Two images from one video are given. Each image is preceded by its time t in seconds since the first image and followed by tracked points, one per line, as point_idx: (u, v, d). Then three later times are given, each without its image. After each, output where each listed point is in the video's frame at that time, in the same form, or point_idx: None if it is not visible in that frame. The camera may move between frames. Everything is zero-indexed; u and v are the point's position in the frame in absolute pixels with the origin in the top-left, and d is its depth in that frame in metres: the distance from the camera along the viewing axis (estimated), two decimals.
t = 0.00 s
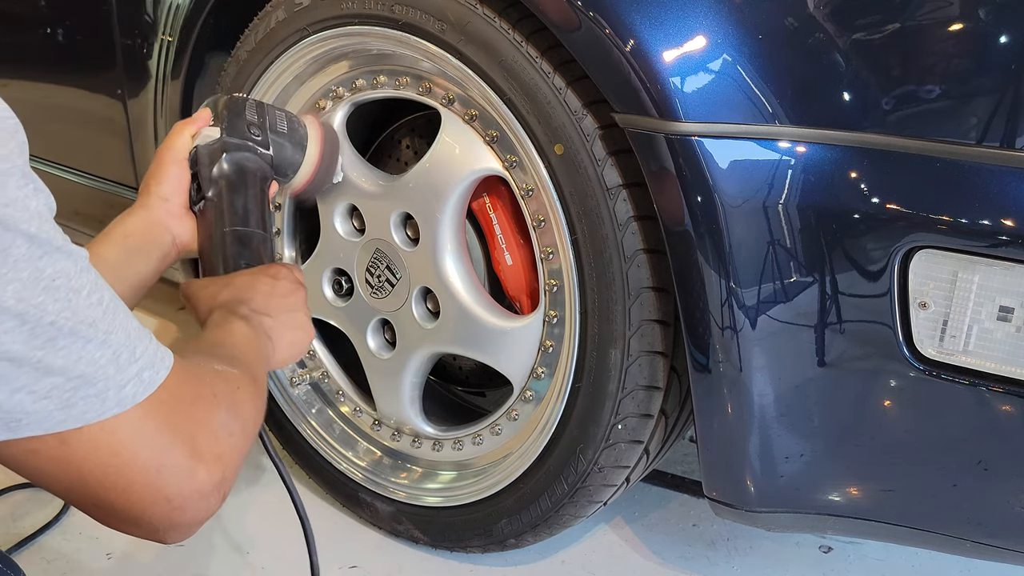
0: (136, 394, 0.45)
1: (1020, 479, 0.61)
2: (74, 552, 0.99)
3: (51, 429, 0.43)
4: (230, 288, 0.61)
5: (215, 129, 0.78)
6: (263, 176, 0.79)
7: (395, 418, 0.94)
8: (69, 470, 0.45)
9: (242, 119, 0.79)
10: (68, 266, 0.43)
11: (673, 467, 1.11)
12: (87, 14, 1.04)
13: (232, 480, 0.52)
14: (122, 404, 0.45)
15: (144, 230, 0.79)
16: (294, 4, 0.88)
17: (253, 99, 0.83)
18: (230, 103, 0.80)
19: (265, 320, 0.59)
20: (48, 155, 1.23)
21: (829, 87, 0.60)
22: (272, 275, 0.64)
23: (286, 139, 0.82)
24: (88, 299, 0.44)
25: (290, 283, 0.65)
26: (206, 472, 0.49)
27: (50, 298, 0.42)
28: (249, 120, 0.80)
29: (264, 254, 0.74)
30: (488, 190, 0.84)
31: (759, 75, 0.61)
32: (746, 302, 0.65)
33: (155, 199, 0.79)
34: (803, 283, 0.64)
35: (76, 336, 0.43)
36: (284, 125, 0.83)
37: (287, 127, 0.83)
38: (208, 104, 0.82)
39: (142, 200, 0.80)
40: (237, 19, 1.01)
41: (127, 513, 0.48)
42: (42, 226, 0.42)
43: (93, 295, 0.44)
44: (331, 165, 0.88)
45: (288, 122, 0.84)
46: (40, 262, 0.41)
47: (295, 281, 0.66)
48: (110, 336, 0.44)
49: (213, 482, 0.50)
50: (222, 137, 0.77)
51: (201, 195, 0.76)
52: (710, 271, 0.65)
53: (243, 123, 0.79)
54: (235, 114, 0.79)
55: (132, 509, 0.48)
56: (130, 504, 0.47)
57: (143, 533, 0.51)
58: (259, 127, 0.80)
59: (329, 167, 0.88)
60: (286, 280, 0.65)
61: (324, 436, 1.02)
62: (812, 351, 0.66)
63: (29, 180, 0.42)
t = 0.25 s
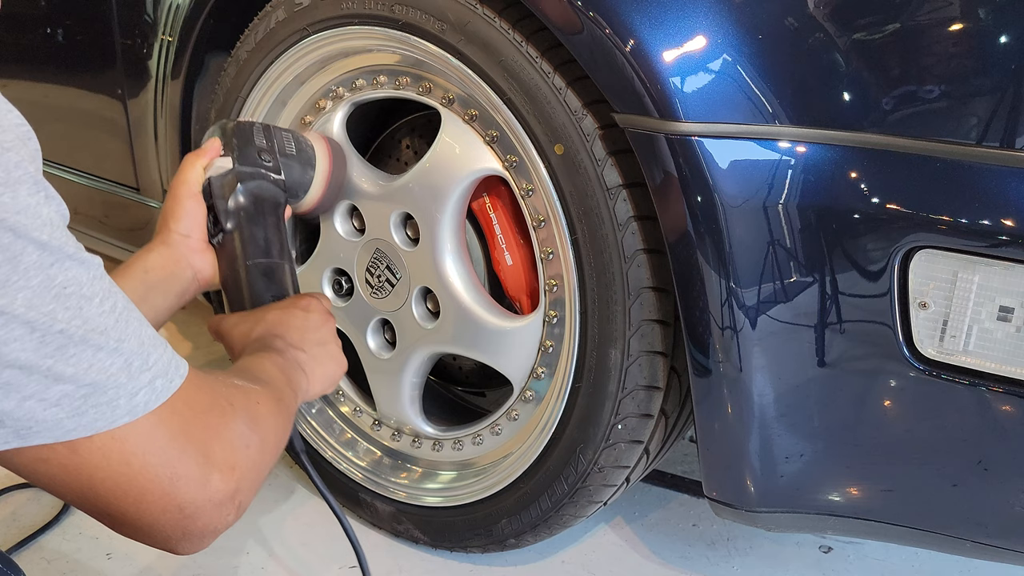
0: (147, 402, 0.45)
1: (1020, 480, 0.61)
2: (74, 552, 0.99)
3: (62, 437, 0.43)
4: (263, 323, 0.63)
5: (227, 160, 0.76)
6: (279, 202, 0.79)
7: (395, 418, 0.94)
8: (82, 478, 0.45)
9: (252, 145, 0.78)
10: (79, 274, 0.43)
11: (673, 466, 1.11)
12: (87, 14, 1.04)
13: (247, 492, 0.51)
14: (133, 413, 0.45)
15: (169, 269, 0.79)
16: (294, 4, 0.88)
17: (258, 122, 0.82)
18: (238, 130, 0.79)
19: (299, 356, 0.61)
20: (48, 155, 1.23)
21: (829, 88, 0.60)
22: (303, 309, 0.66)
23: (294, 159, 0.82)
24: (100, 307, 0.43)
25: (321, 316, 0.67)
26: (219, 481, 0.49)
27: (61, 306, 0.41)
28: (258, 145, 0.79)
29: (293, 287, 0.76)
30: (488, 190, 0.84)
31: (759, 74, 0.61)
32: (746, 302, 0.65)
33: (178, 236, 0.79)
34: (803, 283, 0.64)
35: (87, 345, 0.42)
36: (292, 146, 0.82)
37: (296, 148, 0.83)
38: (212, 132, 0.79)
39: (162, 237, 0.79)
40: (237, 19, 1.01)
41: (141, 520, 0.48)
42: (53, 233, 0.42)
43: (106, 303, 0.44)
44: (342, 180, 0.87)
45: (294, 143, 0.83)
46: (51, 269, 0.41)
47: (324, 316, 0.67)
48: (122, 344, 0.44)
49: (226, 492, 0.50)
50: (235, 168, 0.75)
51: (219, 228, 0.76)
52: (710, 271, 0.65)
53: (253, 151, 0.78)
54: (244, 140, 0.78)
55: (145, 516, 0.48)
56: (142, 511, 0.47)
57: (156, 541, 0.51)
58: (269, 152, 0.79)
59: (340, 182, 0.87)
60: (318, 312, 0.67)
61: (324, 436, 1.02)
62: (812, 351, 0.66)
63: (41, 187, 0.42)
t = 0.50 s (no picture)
0: (168, 390, 0.45)
1: (1020, 480, 0.61)
2: (73, 552, 0.99)
3: (83, 426, 0.43)
4: (304, 361, 0.61)
5: (244, 200, 0.78)
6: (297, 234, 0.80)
7: (395, 418, 0.94)
8: (106, 471, 0.45)
9: (266, 181, 0.80)
10: (94, 267, 0.43)
11: (673, 467, 1.11)
12: (87, 13, 1.04)
13: (272, 485, 0.50)
14: (154, 401, 0.44)
15: (199, 316, 0.77)
16: (295, 4, 0.88)
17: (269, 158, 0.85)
18: (251, 167, 0.82)
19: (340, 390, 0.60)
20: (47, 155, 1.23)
21: (829, 88, 0.60)
22: (340, 343, 0.65)
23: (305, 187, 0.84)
24: (117, 299, 0.44)
25: (358, 351, 0.65)
26: (243, 471, 0.48)
27: (77, 298, 0.42)
28: (272, 180, 0.81)
29: (320, 320, 0.75)
30: (488, 190, 0.84)
31: (758, 74, 0.61)
32: (746, 302, 0.65)
33: (205, 281, 0.78)
34: (803, 283, 0.64)
35: (103, 335, 0.43)
36: (302, 176, 0.85)
37: (308, 179, 0.85)
38: (224, 170, 0.83)
39: (187, 283, 0.78)
40: (237, 19, 1.01)
41: (166, 513, 0.48)
42: (68, 227, 0.42)
43: (122, 295, 0.44)
44: (351, 210, 0.89)
45: (303, 172, 0.86)
46: (66, 262, 0.42)
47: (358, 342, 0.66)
48: (140, 334, 0.44)
49: (250, 482, 0.49)
50: (252, 207, 0.77)
51: (245, 270, 0.76)
52: (710, 271, 0.65)
53: (268, 186, 0.80)
54: (258, 176, 0.81)
55: (166, 506, 0.47)
56: (162, 501, 0.47)
57: (178, 534, 0.50)
58: (283, 186, 0.82)
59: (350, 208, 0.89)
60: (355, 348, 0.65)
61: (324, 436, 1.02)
62: (812, 351, 0.66)
63: (54, 181, 0.42)
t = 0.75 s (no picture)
0: (184, 385, 0.46)
1: (1021, 480, 0.61)
2: (73, 552, 0.99)
3: (103, 421, 0.43)
4: (292, 343, 0.62)
5: (234, 184, 0.77)
6: (286, 219, 0.80)
7: (395, 418, 0.94)
8: (123, 467, 0.46)
9: (255, 166, 0.80)
10: (111, 265, 0.43)
11: (673, 467, 1.11)
12: (87, 14, 1.04)
13: (282, 476, 0.52)
14: (171, 396, 0.45)
15: (189, 297, 0.76)
16: (294, 4, 0.88)
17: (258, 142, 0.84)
18: (240, 151, 0.81)
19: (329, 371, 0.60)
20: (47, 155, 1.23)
21: (829, 88, 0.60)
22: (327, 326, 0.65)
23: (294, 174, 0.83)
24: (132, 296, 0.43)
25: (346, 333, 0.65)
26: (255, 464, 0.50)
27: (96, 297, 0.41)
28: (261, 166, 0.80)
29: (309, 307, 0.75)
30: (488, 190, 0.84)
31: (758, 74, 0.61)
32: (746, 302, 0.65)
33: (193, 263, 0.77)
34: (803, 283, 0.64)
35: (123, 331, 0.43)
36: (292, 162, 0.84)
37: (296, 164, 0.84)
38: (214, 154, 0.82)
39: (175, 264, 0.77)
40: (237, 19, 1.01)
41: (181, 506, 0.49)
42: (85, 225, 0.42)
43: (137, 293, 0.44)
44: (341, 197, 0.88)
45: (292, 158, 0.85)
46: (84, 260, 0.41)
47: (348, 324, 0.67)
48: (155, 330, 0.44)
49: (261, 475, 0.50)
50: (241, 191, 0.77)
51: (233, 252, 0.76)
52: (710, 271, 0.65)
53: (257, 171, 0.79)
54: (248, 161, 0.80)
55: (182, 501, 0.48)
56: (179, 496, 0.48)
57: (194, 526, 0.51)
58: (272, 172, 0.81)
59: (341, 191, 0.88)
60: (342, 330, 0.65)
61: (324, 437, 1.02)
62: (812, 351, 0.66)
63: (71, 181, 0.42)
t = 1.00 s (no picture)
0: (175, 393, 0.46)
1: (1020, 480, 0.61)
2: (73, 552, 0.99)
3: (97, 429, 0.44)
4: (271, 321, 0.64)
5: (230, 153, 0.77)
6: (280, 191, 0.80)
7: (395, 418, 0.94)
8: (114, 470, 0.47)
9: (253, 136, 0.79)
10: (107, 275, 0.43)
11: (673, 467, 1.11)
12: (87, 14, 1.04)
13: (266, 477, 0.53)
14: (162, 404, 0.46)
15: (177, 262, 0.82)
16: (294, 4, 0.88)
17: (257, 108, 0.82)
18: (238, 119, 0.80)
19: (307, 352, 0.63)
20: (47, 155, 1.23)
21: (829, 88, 0.60)
22: (308, 305, 0.67)
23: (293, 146, 0.82)
24: (127, 306, 0.44)
25: (326, 314, 0.68)
26: (241, 468, 0.51)
27: (92, 308, 0.42)
28: (259, 136, 0.79)
29: (294, 283, 0.78)
30: (488, 190, 0.84)
31: (758, 74, 0.61)
32: (746, 302, 0.65)
33: (183, 230, 0.82)
34: (803, 283, 0.64)
35: (118, 341, 0.43)
36: (291, 133, 0.82)
37: (294, 136, 0.82)
38: (213, 120, 0.81)
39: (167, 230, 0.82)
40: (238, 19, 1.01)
41: (169, 508, 0.50)
42: (83, 237, 0.42)
43: (132, 302, 0.44)
44: (339, 170, 0.87)
45: (290, 129, 0.82)
46: (82, 272, 0.42)
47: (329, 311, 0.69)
48: (149, 339, 0.45)
49: (248, 478, 0.52)
50: (237, 161, 0.77)
51: (223, 220, 0.79)
52: (710, 271, 0.65)
53: (254, 143, 0.78)
54: (245, 130, 0.79)
55: (172, 503, 0.50)
56: (169, 499, 0.49)
57: (181, 525, 0.53)
58: (270, 142, 0.80)
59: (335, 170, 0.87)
60: (322, 310, 0.68)
61: (324, 437, 1.02)
62: (812, 351, 0.66)
63: (71, 193, 0.43)
